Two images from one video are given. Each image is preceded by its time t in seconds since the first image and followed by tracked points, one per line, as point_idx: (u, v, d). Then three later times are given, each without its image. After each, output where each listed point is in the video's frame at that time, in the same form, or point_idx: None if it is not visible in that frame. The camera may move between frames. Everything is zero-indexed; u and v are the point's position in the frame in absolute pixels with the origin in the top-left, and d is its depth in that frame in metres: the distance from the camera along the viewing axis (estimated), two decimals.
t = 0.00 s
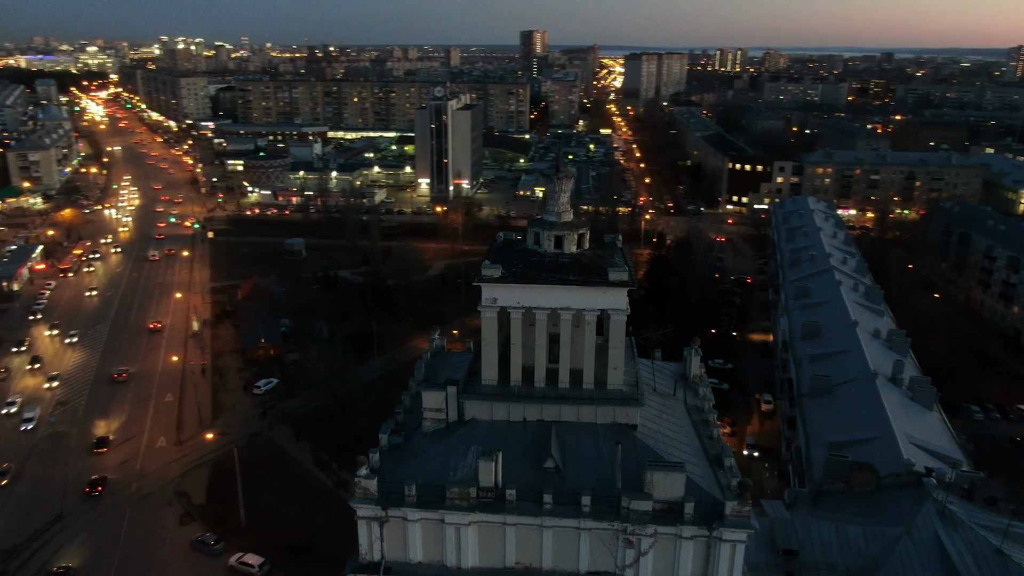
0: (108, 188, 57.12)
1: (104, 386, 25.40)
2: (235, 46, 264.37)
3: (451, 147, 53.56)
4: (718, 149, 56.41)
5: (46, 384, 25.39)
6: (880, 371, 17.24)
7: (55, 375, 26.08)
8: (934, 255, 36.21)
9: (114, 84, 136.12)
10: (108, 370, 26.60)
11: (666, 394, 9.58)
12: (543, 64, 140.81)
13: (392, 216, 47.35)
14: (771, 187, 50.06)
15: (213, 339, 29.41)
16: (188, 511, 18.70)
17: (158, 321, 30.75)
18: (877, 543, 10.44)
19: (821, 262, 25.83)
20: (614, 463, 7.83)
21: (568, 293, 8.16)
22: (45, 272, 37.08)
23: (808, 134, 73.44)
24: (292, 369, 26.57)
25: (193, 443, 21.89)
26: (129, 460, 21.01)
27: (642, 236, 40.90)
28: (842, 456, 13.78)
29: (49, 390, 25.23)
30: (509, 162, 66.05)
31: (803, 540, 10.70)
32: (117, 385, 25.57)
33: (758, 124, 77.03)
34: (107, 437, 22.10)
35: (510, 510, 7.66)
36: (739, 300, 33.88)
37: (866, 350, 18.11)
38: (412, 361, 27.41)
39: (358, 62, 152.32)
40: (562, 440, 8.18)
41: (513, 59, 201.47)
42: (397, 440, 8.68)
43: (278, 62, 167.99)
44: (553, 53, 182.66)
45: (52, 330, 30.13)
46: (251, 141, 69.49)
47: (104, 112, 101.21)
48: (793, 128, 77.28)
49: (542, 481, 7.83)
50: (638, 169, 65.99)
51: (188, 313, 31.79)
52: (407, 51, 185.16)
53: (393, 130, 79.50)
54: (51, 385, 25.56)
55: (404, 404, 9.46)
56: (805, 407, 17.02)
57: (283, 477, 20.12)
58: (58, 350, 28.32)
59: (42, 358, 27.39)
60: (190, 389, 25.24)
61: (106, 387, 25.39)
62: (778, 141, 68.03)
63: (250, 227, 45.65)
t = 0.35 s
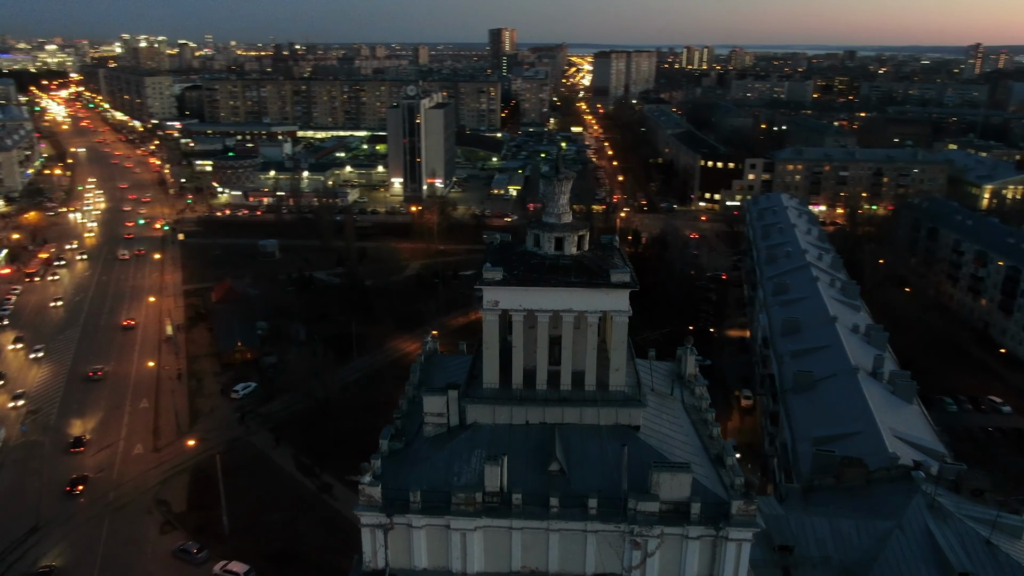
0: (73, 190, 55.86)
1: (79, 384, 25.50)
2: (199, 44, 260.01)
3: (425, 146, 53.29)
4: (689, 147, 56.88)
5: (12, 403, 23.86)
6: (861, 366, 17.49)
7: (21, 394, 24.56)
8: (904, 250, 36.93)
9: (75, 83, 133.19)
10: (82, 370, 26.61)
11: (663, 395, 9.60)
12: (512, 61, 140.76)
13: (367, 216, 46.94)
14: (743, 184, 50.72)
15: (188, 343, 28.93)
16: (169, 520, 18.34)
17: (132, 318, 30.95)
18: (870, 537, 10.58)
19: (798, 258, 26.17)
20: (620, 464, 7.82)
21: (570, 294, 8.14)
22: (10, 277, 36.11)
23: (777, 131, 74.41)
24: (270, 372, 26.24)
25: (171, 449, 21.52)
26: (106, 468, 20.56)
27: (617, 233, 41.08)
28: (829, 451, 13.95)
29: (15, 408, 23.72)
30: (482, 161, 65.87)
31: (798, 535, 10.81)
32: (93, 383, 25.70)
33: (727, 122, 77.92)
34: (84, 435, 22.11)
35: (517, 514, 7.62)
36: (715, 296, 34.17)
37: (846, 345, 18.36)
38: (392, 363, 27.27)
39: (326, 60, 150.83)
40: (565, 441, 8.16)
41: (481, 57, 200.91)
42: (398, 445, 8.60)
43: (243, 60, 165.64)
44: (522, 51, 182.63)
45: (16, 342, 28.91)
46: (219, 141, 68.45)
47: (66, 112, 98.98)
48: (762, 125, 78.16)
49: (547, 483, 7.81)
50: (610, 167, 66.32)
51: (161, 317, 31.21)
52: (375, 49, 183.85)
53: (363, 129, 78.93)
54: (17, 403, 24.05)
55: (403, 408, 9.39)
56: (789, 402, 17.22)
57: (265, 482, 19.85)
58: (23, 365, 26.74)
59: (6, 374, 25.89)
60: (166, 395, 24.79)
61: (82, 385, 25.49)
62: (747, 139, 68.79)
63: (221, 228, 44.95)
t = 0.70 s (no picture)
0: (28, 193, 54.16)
1: (47, 384, 25.45)
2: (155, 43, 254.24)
3: (392, 145, 52.84)
4: (657, 145, 57.31)
5: None
6: (838, 361, 17.78)
7: None
8: (869, 245, 37.67)
9: (27, 83, 129.32)
10: (48, 371, 26.43)
11: (658, 394, 9.64)
12: (477, 59, 140.39)
13: (335, 216, 46.42)
14: (710, 181, 51.27)
15: (156, 349, 28.31)
16: (145, 531, 17.91)
17: (98, 317, 30.97)
18: (860, 530, 10.75)
19: (769, 254, 26.53)
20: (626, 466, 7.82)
21: (571, 298, 8.12)
22: None
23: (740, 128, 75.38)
24: (243, 377, 25.80)
25: (144, 458, 21.02)
26: (78, 480, 19.98)
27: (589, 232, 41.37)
28: (812, 445, 14.14)
29: None
30: (450, 160, 65.58)
31: (790, 530, 10.94)
32: (61, 382, 25.65)
33: (692, 119, 78.73)
34: (54, 437, 21.98)
35: (523, 519, 7.57)
36: (687, 292, 34.45)
37: (823, 340, 18.64)
38: (368, 366, 27.04)
39: (287, 58, 148.73)
40: (568, 445, 8.14)
41: (444, 55, 200.11)
42: (397, 452, 8.48)
43: (201, 59, 162.47)
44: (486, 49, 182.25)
45: None
46: (181, 142, 67.02)
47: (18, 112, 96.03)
48: (726, 122, 79.07)
49: (552, 487, 7.78)
50: (578, 165, 66.50)
51: (127, 323, 30.48)
52: (337, 47, 181.80)
53: (328, 128, 78.02)
54: None
55: (400, 415, 9.28)
56: (769, 398, 17.43)
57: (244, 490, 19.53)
58: None
59: None
60: (136, 402, 24.21)
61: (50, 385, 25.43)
62: (712, 136, 69.58)
63: (186, 231, 44.04)
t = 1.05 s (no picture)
0: None
1: (15, 383, 25.40)
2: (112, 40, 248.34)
3: (363, 145, 52.35)
4: (627, 143, 57.61)
5: None
6: (817, 355, 18.03)
7: None
8: (838, 239, 38.33)
9: None
10: (16, 370, 26.21)
11: (656, 394, 9.66)
12: (444, 57, 139.71)
13: (305, 216, 45.84)
14: (680, 178, 51.68)
15: (127, 354, 27.73)
16: (123, 541, 17.51)
17: (66, 315, 31.04)
18: (850, 523, 10.91)
19: (744, 251, 26.83)
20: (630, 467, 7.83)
21: (573, 299, 8.10)
22: None
23: (707, 125, 76.12)
24: (218, 382, 25.38)
25: (119, 467, 20.56)
26: (50, 491, 19.46)
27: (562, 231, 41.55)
28: (797, 440, 14.32)
29: None
30: (420, 158, 65.19)
31: (784, 525, 11.04)
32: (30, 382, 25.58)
33: (660, 117, 79.28)
34: (25, 437, 21.87)
35: (529, 523, 7.54)
36: (661, 290, 34.71)
37: (801, 336, 18.90)
38: (346, 368, 26.80)
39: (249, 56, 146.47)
40: (572, 446, 8.13)
41: (410, 53, 198.79)
42: (397, 458, 8.39)
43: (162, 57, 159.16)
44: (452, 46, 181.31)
45: None
46: (144, 142, 65.59)
47: None
48: (693, 120, 79.78)
49: (558, 489, 7.76)
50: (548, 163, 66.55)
51: (96, 328, 29.81)
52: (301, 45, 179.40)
53: (295, 127, 77.03)
54: None
55: (398, 421, 9.18)
56: (750, 393, 17.63)
57: (224, 496, 19.23)
58: None
59: None
60: (108, 409, 23.68)
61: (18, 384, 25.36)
62: (681, 133, 70.13)
63: (153, 233, 43.15)
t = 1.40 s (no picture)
0: None
1: None
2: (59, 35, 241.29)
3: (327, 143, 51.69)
4: (593, 139, 57.83)
5: None
6: (793, 349, 18.29)
7: None
8: (803, 233, 39.00)
9: None
10: None
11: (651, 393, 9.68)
12: (405, 54, 138.68)
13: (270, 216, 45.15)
14: (646, 174, 52.04)
15: (92, 360, 26.99)
16: (96, 554, 17.03)
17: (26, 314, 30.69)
18: (839, 516, 11.09)
19: (715, 246, 27.12)
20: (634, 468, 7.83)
21: (573, 300, 8.07)
22: None
23: (670, 121, 76.82)
24: (188, 387, 24.85)
25: (88, 477, 20.00)
26: (17, 504, 18.82)
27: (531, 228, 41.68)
28: (779, 433, 14.50)
29: None
30: (385, 156, 64.59)
31: (775, 520, 11.17)
32: None
33: (623, 113, 79.77)
34: None
35: (536, 527, 7.49)
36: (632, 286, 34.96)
37: (777, 329, 19.15)
38: (320, 370, 26.50)
39: (205, 53, 143.54)
40: (575, 449, 8.10)
41: (370, 50, 196.82)
42: (397, 464, 8.32)
43: (113, 53, 155.00)
44: (412, 43, 179.88)
45: None
46: (99, 141, 63.89)
47: None
48: (656, 116, 80.40)
49: (562, 492, 7.73)
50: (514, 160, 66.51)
51: (58, 334, 28.96)
52: (257, 41, 176.31)
53: (255, 126, 75.78)
54: None
55: (394, 426, 9.06)
56: (730, 388, 17.82)
57: (200, 504, 18.85)
58: None
59: None
60: (74, 417, 23.04)
61: None
62: (644, 130, 70.66)
63: (113, 235, 42.08)
